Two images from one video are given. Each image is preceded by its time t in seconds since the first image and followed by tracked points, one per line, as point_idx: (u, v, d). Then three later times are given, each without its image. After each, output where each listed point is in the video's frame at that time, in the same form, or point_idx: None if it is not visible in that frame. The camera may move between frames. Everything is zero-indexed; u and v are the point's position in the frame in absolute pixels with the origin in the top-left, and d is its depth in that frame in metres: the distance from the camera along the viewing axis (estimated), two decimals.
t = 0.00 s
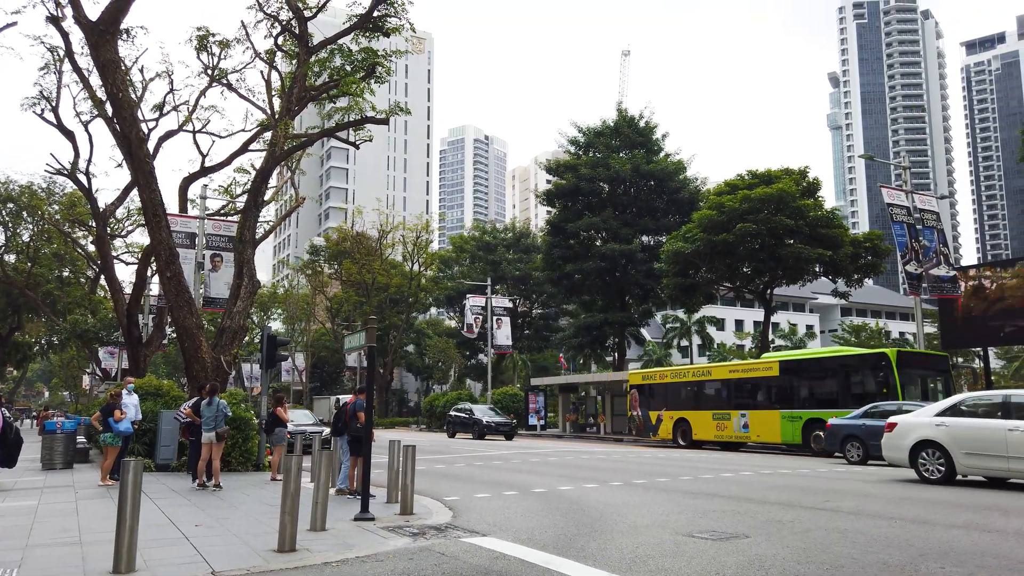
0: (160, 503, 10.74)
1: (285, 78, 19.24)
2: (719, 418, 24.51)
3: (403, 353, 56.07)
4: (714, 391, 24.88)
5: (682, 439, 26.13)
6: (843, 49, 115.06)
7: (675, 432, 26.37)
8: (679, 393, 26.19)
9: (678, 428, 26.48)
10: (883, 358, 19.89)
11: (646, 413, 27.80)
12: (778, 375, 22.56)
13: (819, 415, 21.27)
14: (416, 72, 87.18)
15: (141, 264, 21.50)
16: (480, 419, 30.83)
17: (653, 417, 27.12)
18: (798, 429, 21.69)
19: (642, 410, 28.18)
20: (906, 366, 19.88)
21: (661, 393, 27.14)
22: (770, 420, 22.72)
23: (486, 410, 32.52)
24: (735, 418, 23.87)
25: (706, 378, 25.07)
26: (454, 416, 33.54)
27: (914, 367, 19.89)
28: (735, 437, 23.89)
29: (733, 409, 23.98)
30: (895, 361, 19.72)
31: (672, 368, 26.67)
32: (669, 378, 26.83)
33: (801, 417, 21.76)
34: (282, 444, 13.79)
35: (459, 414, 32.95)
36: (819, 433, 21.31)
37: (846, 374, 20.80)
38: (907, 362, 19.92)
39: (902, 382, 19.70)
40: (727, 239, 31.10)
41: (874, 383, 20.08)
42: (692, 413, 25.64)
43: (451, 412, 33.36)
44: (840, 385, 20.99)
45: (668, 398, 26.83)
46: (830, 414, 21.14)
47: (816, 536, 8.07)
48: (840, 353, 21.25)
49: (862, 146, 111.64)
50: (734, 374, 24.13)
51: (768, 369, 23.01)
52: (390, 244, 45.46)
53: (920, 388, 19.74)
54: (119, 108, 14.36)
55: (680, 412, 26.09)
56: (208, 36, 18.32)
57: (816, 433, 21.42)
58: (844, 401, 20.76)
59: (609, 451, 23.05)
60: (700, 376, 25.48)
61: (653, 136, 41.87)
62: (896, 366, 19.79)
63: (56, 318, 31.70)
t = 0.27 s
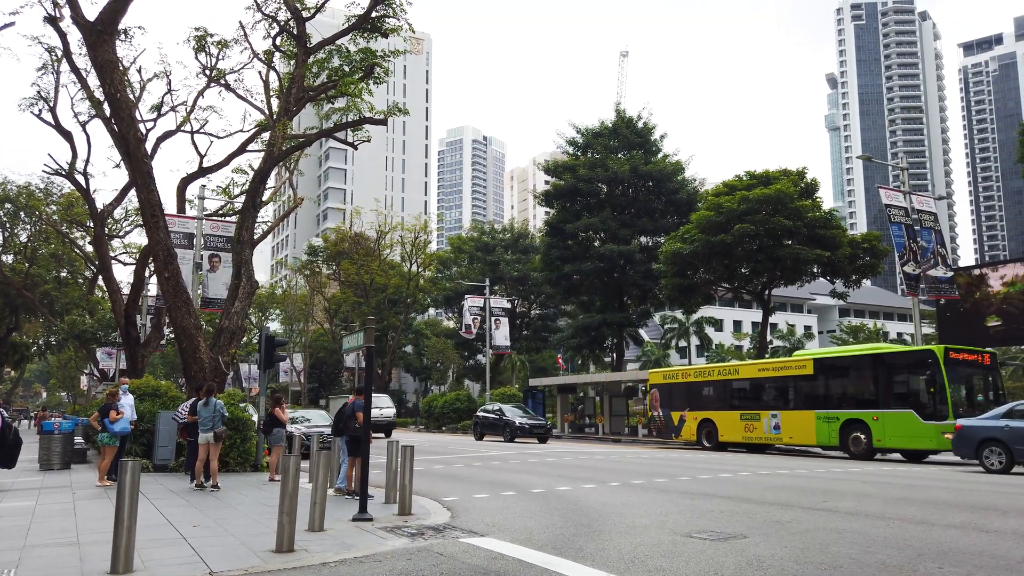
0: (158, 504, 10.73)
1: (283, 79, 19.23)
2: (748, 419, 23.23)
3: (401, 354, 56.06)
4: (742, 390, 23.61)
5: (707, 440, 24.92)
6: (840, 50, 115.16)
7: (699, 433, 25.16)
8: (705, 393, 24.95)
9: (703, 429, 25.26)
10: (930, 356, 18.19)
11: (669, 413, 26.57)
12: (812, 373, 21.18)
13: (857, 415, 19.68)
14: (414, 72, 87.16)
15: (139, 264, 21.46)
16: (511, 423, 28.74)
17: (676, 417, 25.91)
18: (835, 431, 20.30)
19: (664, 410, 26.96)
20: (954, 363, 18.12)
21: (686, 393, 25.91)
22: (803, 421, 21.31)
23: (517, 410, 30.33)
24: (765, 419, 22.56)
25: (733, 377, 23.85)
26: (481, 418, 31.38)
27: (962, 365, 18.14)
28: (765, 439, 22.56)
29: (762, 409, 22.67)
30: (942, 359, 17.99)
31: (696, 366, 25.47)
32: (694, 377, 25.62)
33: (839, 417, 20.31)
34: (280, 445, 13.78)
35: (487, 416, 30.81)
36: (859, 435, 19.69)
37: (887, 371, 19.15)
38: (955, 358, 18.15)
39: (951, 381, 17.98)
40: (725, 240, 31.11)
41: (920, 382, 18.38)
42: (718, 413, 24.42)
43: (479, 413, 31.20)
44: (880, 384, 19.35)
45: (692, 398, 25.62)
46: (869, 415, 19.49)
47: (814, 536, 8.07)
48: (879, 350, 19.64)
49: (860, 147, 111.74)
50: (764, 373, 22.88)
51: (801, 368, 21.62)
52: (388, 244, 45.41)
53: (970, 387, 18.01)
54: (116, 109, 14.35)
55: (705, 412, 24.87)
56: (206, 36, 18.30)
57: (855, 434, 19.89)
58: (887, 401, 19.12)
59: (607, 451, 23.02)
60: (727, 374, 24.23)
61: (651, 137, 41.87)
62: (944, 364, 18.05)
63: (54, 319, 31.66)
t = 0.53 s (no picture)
0: (156, 504, 10.72)
1: (282, 79, 19.21)
2: (781, 420, 21.78)
3: (400, 354, 56.05)
4: (775, 390, 22.15)
5: (736, 442, 23.51)
6: (840, 50, 115.18)
7: (727, 434, 23.74)
8: (733, 392, 23.52)
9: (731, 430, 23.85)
10: (984, 352, 16.70)
11: (694, 414, 25.11)
12: (852, 372, 19.63)
13: (903, 416, 18.18)
14: (413, 72, 87.15)
15: (138, 264, 21.46)
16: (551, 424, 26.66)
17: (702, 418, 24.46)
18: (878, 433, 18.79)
19: (689, 410, 25.50)
20: (1012, 359, 16.68)
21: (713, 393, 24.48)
22: (842, 422, 19.83)
23: (554, 409, 28.16)
24: (800, 420, 21.11)
25: (765, 376, 22.39)
26: (515, 417, 29.18)
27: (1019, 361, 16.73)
28: (800, 441, 21.13)
29: (797, 409, 21.19)
30: (999, 356, 16.52)
31: (724, 364, 24.05)
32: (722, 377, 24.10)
33: (883, 418, 18.81)
34: (279, 445, 13.75)
35: (522, 416, 28.65)
36: (904, 436, 18.21)
37: (936, 370, 17.63)
38: (1013, 354, 16.69)
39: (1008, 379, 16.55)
40: (724, 240, 31.12)
41: (972, 381, 16.90)
42: (748, 414, 22.98)
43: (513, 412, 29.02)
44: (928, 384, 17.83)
45: (719, 398, 24.19)
46: (915, 416, 18.02)
47: (813, 536, 8.08)
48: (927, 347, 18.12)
49: (859, 147, 111.75)
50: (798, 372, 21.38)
51: (839, 366, 20.09)
52: (388, 245, 45.39)
53: None
54: (116, 109, 14.35)
55: (734, 413, 23.43)
56: (205, 36, 18.29)
57: (900, 436, 18.42)
58: (935, 402, 17.63)
59: (607, 451, 23.03)
60: (759, 373, 22.78)
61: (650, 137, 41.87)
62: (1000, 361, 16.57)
63: (53, 319, 31.63)
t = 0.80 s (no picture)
0: (155, 507, 10.71)
1: (282, 82, 19.23)
2: (820, 423, 20.67)
3: (399, 357, 56.03)
4: (812, 392, 21.00)
5: (770, 447, 22.35)
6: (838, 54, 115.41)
7: (760, 438, 22.58)
8: (767, 395, 22.33)
9: (764, 435, 22.68)
10: None
11: (723, 417, 23.90)
12: (899, 372, 18.60)
13: (957, 420, 17.19)
14: (412, 75, 87.23)
15: (137, 267, 21.44)
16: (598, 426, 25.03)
17: (732, 422, 23.28)
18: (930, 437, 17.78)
19: (717, 414, 24.30)
20: None
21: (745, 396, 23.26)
22: (889, 426, 18.76)
23: (599, 412, 26.45)
24: (841, 424, 20.00)
25: (801, 377, 21.28)
26: (554, 421, 27.36)
27: None
28: (841, 446, 20.03)
29: (838, 412, 20.05)
30: None
31: (756, 365, 22.85)
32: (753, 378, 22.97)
33: (933, 422, 17.81)
34: (278, 448, 13.74)
35: (562, 419, 26.91)
36: (958, 441, 17.21)
37: (995, 370, 16.63)
38: None
39: None
40: (723, 244, 31.14)
41: None
42: (783, 418, 21.82)
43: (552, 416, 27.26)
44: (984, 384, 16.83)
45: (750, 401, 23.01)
46: (970, 419, 17.02)
47: (813, 540, 8.08)
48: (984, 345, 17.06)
49: (858, 151, 111.92)
50: (839, 373, 20.28)
51: (884, 366, 19.04)
52: (387, 248, 45.39)
53: None
54: (115, 112, 14.36)
55: (767, 416, 22.27)
56: (205, 39, 18.32)
57: (952, 441, 17.41)
58: (993, 403, 16.65)
59: (607, 454, 23.05)
60: (794, 374, 21.62)
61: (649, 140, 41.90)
62: None
63: (51, 322, 31.62)
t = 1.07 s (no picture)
0: (154, 512, 10.69)
1: (281, 87, 19.24)
2: (862, 428, 19.54)
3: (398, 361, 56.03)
4: (853, 395, 19.90)
5: (807, 453, 21.19)
6: (837, 59, 115.67)
7: (797, 444, 21.42)
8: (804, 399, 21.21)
9: (801, 441, 21.51)
10: None
11: (756, 421, 22.77)
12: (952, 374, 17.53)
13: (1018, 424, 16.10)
14: (412, 80, 87.32)
15: (136, 271, 21.41)
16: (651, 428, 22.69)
17: (765, 426, 22.32)
18: (987, 444, 16.65)
19: (749, 418, 23.21)
20: None
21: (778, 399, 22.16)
22: (940, 432, 17.64)
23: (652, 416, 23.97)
24: (887, 429, 18.88)
25: (842, 379, 20.19)
26: (602, 425, 25.06)
27: None
28: (887, 452, 18.87)
29: (883, 416, 18.96)
30: None
31: (791, 367, 21.79)
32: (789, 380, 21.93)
33: (990, 427, 16.69)
34: (277, 453, 13.73)
35: (610, 421, 24.67)
36: (1019, 448, 16.11)
37: None
38: None
39: None
40: (722, 248, 31.17)
41: None
42: (821, 422, 20.71)
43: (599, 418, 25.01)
44: None
45: (786, 405, 21.91)
46: None
47: (813, 544, 8.06)
48: None
49: (856, 155, 112.10)
50: (884, 375, 19.16)
51: (935, 367, 17.96)
52: (386, 252, 45.41)
53: None
54: (115, 116, 14.37)
55: (804, 420, 21.16)
56: (205, 43, 18.34)
57: (1012, 448, 16.29)
58: None
59: (606, 459, 23.04)
60: (834, 376, 20.53)
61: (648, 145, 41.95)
62: None
63: (50, 327, 31.64)
